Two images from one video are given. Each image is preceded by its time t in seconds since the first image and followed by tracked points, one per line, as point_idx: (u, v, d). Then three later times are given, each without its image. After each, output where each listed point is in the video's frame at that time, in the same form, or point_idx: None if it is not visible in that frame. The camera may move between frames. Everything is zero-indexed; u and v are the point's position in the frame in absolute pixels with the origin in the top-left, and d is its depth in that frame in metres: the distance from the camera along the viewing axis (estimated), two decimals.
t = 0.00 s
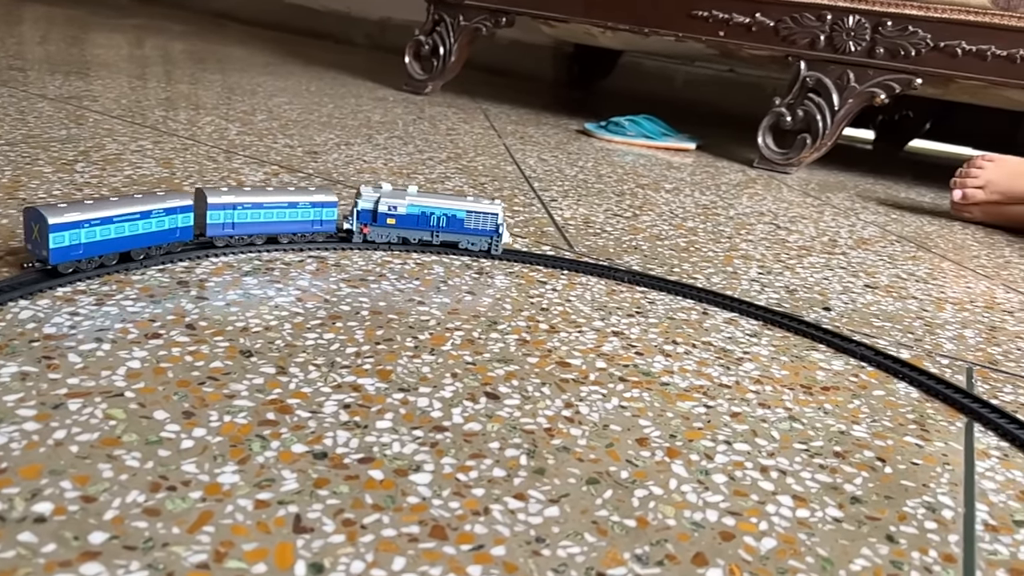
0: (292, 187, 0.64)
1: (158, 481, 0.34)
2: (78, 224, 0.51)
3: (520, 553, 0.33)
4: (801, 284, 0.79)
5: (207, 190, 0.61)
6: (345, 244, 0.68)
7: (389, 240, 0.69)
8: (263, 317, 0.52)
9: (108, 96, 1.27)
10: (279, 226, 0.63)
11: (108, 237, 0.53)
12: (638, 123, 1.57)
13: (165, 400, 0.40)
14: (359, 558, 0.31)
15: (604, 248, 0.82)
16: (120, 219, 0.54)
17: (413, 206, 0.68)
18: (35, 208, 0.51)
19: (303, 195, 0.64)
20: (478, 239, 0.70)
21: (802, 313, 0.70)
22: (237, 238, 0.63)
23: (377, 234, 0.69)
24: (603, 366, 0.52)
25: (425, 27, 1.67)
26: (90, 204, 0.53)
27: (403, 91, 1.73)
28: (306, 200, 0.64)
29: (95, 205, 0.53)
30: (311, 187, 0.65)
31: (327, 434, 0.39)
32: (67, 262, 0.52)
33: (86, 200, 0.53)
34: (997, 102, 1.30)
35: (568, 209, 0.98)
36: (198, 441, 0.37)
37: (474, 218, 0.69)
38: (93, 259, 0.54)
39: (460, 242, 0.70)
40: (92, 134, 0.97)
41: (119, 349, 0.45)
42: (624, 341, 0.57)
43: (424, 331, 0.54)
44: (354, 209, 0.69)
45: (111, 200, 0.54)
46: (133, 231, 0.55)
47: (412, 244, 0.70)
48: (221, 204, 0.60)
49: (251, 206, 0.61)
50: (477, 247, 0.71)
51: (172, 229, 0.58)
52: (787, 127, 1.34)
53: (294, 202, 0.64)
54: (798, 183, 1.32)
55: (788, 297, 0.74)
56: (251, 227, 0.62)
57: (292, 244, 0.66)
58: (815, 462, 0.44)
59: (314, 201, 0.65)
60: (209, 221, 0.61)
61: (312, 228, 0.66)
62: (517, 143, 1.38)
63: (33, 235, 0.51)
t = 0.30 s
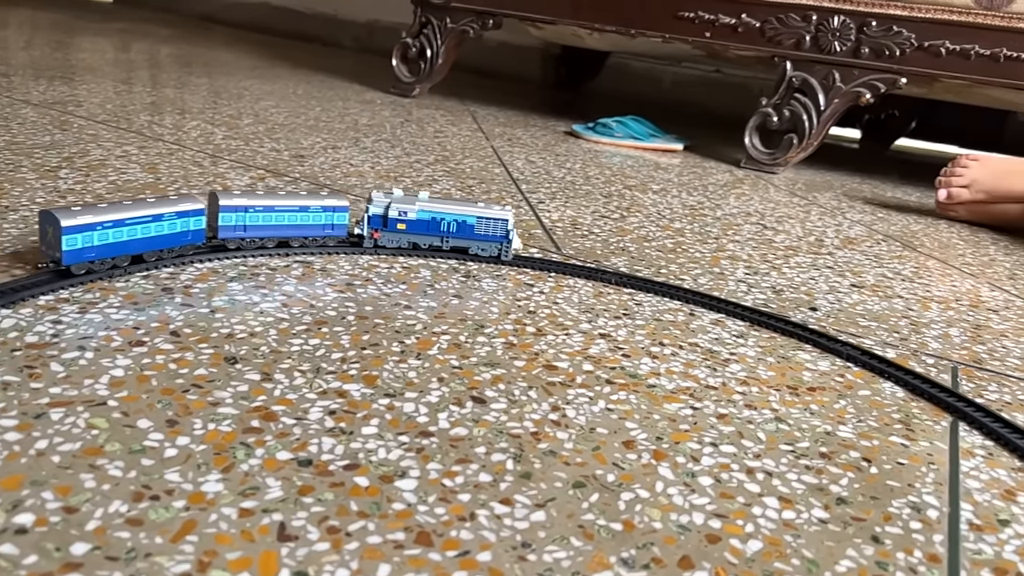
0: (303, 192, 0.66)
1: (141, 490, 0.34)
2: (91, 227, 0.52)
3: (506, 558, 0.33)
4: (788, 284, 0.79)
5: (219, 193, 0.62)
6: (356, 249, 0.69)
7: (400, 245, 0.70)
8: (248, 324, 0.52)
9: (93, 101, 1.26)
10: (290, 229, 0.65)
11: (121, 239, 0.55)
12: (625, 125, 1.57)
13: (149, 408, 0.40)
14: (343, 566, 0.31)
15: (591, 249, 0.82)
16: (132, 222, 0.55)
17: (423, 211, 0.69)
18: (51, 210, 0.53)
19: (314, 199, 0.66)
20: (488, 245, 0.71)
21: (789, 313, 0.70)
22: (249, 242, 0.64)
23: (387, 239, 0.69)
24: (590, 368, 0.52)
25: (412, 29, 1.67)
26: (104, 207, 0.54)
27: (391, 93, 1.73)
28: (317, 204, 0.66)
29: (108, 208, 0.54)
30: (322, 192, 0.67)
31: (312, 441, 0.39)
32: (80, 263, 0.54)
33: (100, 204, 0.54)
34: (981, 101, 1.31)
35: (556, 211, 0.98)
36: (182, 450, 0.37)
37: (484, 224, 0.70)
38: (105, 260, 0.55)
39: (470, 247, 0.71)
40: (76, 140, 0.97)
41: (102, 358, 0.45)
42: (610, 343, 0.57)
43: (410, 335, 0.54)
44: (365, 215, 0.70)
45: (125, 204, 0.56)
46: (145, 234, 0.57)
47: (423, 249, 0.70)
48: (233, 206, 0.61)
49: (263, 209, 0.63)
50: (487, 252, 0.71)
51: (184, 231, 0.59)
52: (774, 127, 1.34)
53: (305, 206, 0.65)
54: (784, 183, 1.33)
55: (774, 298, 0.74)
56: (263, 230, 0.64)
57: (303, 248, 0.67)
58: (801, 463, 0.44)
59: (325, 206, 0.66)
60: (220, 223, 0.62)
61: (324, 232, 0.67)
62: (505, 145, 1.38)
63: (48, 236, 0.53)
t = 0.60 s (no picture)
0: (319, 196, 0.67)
1: (129, 496, 0.34)
2: (108, 226, 0.54)
3: (494, 561, 0.33)
4: (777, 284, 0.79)
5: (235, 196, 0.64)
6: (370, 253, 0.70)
7: (413, 249, 0.70)
8: (237, 328, 0.52)
9: (81, 105, 1.26)
10: (304, 233, 0.66)
11: (137, 239, 0.56)
12: (616, 125, 1.57)
13: (137, 413, 0.40)
14: (332, 570, 0.31)
15: (581, 251, 0.83)
16: (148, 222, 0.57)
17: (436, 217, 0.69)
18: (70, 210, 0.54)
19: (328, 204, 0.67)
20: (501, 250, 0.71)
21: (778, 314, 0.70)
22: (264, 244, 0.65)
23: (401, 243, 0.70)
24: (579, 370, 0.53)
25: (402, 32, 1.67)
26: (121, 208, 0.56)
27: (381, 95, 1.73)
28: (331, 209, 0.67)
29: (126, 209, 0.56)
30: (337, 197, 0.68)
31: (300, 445, 0.39)
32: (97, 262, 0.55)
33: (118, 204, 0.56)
34: (968, 100, 1.31)
35: (546, 213, 0.98)
36: (170, 455, 0.37)
37: (497, 229, 0.70)
38: (122, 260, 0.57)
39: (483, 252, 0.71)
40: (64, 144, 0.96)
41: (90, 363, 0.44)
42: (600, 344, 0.57)
43: (400, 339, 0.54)
44: (380, 219, 0.71)
45: (142, 205, 0.57)
46: (160, 235, 0.58)
47: (436, 254, 0.71)
48: (249, 209, 0.62)
49: (277, 214, 0.64)
50: (500, 257, 0.71)
51: (199, 233, 0.61)
52: (763, 127, 1.35)
53: (320, 210, 0.66)
54: (774, 182, 1.33)
55: (763, 298, 0.74)
56: (278, 233, 0.65)
57: (318, 251, 0.68)
58: (789, 464, 0.44)
59: (340, 210, 0.67)
60: (237, 226, 0.64)
61: (338, 236, 0.68)
62: (496, 147, 1.38)
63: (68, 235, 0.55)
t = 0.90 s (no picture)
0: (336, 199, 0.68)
1: (118, 496, 0.34)
2: (126, 224, 0.56)
3: (482, 561, 0.33)
4: (767, 285, 0.80)
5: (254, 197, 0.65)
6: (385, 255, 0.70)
7: (428, 252, 0.71)
8: (228, 330, 0.52)
9: (73, 107, 1.26)
10: (320, 235, 0.67)
11: (155, 237, 0.58)
12: (608, 127, 1.58)
13: (127, 414, 0.40)
14: (320, 570, 0.31)
15: (573, 252, 0.83)
16: (166, 221, 0.59)
17: (452, 220, 0.70)
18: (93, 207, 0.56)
19: (344, 206, 0.68)
20: (515, 254, 0.71)
21: (768, 314, 0.71)
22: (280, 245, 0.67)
23: (416, 246, 0.70)
24: (569, 371, 0.53)
25: (395, 33, 1.67)
26: (141, 206, 0.58)
27: (375, 97, 1.73)
28: (347, 211, 0.68)
29: (145, 207, 0.58)
30: (353, 200, 0.68)
31: (290, 446, 0.39)
32: (117, 259, 0.57)
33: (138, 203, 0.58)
34: (958, 102, 1.32)
35: (538, 214, 0.98)
36: (160, 455, 0.37)
37: (511, 233, 0.70)
38: (140, 257, 0.59)
39: (497, 256, 0.71)
40: (55, 146, 0.96)
41: (80, 364, 0.45)
42: (590, 345, 0.58)
43: (390, 340, 0.54)
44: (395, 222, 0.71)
45: (162, 204, 0.59)
46: (178, 233, 0.60)
47: (451, 257, 0.71)
48: (265, 210, 0.64)
49: (294, 215, 0.65)
50: (514, 261, 0.72)
51: (216, 233, 0.62)
52: (755, 128, 1.35)
53: (335, 212, 0.67)
54: (766, 184, 1.34)
55: (753, 299, 0.75)
56: (295, 234, 0.66)
57: (334, 252, 0.69)
58: (777, 464, 0.45)
59: (355, 212, 0.68)
60: (255, 227, 0.65)
61: (354, 238, 0.69)
62: (488, 148, 1.39)
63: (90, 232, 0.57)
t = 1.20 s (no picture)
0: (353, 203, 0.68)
1: (108, 496, 0.34)
2: (143, 224, 0.58)
3: (469, 560, 0.34)
4: (757, 287, 0.80)
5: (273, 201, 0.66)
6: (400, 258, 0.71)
7: (443, 256, 0.72)
8: (218, 331, 0.52)
9: (65, 110, 1.25)
10: (337, 238, 0.68)
11: (173, 236, 0.60)
12: (600, 129, 1.58)
13: (117, 416, 0.40)
14: (308, 570, 0.32)
15: (564, 254, 0.83)
16: (184, 221, 0.61)
17: (466, 225, 0.70)
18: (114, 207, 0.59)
19: (361, 210, 0.68)
20: (528, 259, 0.72)
21: (756, 316, 0.71)
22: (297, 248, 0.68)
23: (431, 250, 0.71)
24: (558, 372, 0.53)
25: (388, 36, 1.67)
26: (160, 207, 0.60)
27: (368, 99, 1.73)
28: (363, 215, 0.68)
29: (164, 208, 0.60)
30: (371, 204, 0.69)
31: (279, 447, 0.40)
32: (136, 257, 0.59)
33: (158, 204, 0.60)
34: (947, 104, 1.33)
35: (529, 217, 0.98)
36: (149, 457, 0.37)
37: (525, 239, 0.71)
38: (160, 256, 0.61)
39: (511, 261, 0.72)
40: (47, 148, 0.96)
41: (70, 365, 0.45)
42: (580, 346, 0.58)
43: (381, 342, 0.54)
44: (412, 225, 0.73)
45: (181, 205, 0.61)
46: (197, 233, 0.62)
47: (465, 261, 0.72)
48: (281, 213, 0.65)
49: (311, 218, 0.66)
50: (528, 266, 0.72)
51: (234, 234, 0.63)
52: (746, 131, 1.36)
53: (352, 216, 0.68)
54: (757, 186, 1.34)
55: (742, 300, 0.75)
56: (311, 238, 0.67)
57: (350, 255, 0.70)
58: (764, 464, 0.45)
59: (373, 217, 0.69)
60: (273, 230, 0.66)
61: (370, 242, 0.69)
62: (481, 150, 1.39)
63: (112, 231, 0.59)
